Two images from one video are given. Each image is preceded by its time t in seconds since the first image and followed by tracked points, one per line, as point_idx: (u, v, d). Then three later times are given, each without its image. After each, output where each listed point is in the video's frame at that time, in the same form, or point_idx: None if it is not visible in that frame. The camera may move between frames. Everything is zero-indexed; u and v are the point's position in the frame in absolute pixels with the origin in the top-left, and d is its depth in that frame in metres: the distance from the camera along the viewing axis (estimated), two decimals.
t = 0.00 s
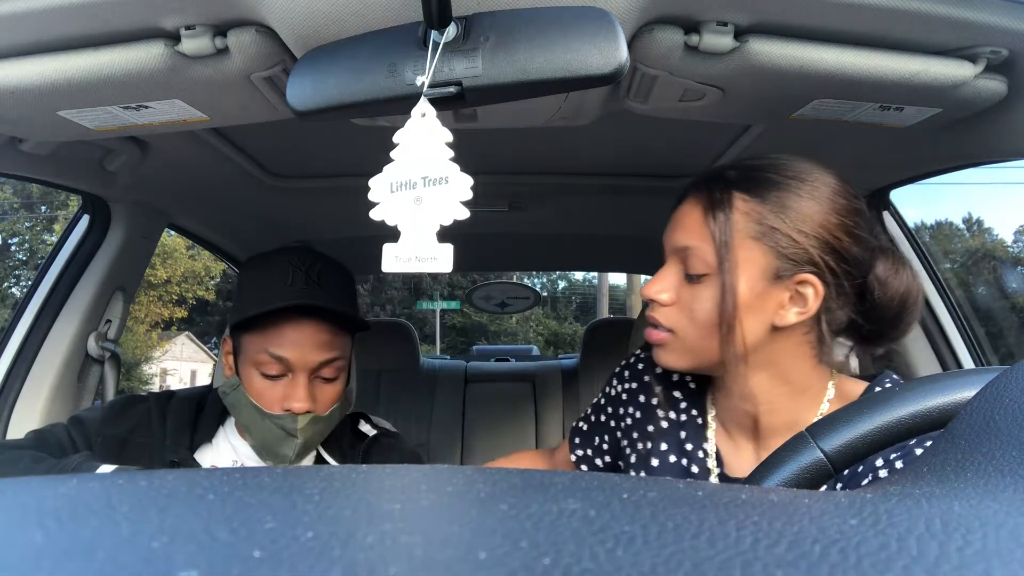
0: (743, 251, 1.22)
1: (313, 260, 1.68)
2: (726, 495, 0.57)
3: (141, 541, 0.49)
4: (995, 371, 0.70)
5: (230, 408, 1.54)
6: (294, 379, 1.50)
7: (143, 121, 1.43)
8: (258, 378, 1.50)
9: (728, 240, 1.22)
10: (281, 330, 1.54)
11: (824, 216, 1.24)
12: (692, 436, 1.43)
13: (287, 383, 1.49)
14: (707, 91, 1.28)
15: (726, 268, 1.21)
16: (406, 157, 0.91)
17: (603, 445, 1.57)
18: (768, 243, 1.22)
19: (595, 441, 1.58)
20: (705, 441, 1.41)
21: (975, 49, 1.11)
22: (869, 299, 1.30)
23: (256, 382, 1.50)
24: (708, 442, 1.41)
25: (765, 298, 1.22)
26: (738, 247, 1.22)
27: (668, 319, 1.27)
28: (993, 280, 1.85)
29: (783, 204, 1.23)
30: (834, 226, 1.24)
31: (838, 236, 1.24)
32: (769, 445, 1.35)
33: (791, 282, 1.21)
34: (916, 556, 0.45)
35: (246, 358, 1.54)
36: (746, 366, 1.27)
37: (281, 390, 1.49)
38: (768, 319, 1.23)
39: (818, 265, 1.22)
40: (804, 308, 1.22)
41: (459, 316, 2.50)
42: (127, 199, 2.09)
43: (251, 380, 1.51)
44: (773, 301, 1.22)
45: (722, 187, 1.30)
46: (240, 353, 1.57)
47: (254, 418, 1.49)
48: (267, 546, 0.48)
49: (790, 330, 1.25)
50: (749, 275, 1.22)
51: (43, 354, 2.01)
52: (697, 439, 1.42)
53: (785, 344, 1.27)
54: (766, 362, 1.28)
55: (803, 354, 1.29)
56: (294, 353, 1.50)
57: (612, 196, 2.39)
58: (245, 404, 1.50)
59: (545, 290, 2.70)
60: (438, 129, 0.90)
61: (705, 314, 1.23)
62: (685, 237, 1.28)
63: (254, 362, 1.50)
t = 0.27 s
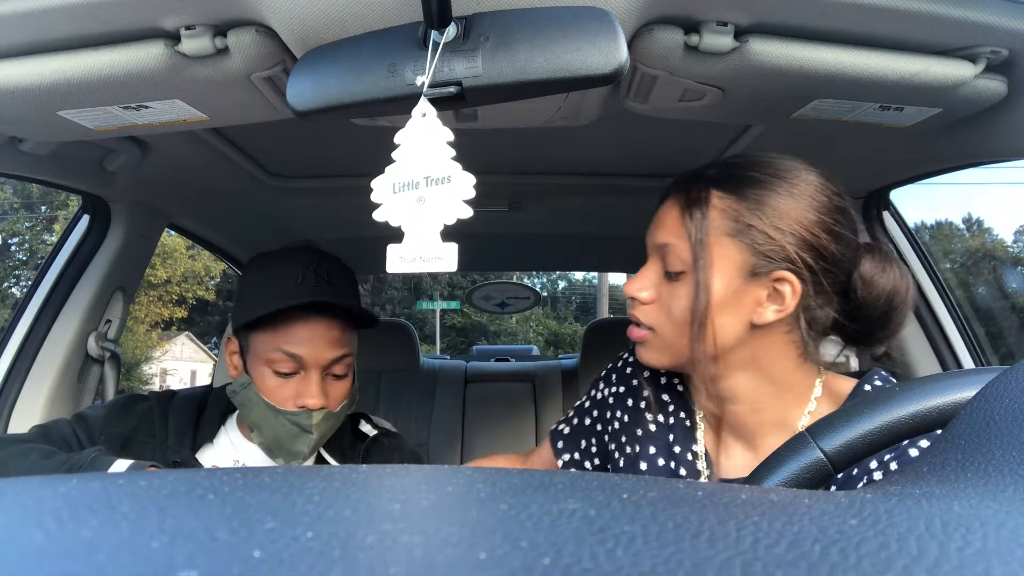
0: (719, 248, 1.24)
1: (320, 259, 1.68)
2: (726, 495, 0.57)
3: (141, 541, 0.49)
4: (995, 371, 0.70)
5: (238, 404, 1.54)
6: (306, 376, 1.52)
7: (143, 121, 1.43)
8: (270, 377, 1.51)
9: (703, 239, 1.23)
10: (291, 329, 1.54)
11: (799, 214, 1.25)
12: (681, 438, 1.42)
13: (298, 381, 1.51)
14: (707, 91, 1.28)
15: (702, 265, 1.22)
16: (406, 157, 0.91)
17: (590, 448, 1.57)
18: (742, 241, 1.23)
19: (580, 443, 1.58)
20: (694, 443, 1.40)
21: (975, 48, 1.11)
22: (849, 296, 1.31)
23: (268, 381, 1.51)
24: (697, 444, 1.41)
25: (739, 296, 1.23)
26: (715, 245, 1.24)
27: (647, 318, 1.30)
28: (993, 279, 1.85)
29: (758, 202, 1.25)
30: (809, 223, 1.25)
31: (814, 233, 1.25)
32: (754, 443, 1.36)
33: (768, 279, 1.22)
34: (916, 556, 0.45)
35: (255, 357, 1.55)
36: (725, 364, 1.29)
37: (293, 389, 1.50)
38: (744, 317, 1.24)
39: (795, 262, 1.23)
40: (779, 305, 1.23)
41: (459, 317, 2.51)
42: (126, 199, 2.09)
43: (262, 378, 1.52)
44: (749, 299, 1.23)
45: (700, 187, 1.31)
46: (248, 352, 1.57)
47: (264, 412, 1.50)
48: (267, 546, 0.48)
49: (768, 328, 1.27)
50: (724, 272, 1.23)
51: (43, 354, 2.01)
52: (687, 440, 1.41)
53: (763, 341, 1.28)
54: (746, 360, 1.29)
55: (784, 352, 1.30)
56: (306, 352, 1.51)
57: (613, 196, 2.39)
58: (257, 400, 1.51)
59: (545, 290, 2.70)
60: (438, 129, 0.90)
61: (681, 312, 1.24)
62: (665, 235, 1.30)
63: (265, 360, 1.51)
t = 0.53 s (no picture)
0: (680, 245, 1.30)
1: (334, 264, 1.72)
2: (726, 495, 0.57)
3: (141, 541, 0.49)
4: (995, 371, 0.70)
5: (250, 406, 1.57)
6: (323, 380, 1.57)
7: (143, 121, 1.43)
8: (288, 380, 1.55)
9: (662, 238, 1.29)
10: (312, 332, 1.58)
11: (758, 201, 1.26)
12: (681, 442, 1.43)
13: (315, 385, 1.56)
14: (707, 91, 1.28)
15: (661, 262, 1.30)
16: (406, 157, 0.91)
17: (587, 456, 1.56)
18: (700, 235, 1.27)
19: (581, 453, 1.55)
20: (694, 445, 1.41)
21: (975, 49, 1.11)
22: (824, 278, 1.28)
23: (284, 383, 1.55)
24: (697, 445, 1.41)
25: (701, 287, 1.26)
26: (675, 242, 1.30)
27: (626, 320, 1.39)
28: (993, 279, 1.85)
29: (715, 197, 1.28)
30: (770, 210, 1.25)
31: (775, 218, 1.25)
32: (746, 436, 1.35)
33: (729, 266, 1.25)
34: (916, 556, 0.45)
35: (270, 359, 1.58)
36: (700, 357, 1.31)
37: (310, 392, 1.55)
38: (709, 307, 1.26)
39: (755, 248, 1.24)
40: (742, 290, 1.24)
41: (459, 317, 2.51)
42: (126, 199, 2.09)
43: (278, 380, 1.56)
44: (712, 289, 1.26)
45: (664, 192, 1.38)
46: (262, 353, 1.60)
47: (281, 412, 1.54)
48: (267, 546, 0.48)
49: (738, 316, 1.27)
50: (684, 267, 1.28)
51: (43, 354, 2.01)
52: (686, 443, 1.42)
53: (738, 330, 1.28)
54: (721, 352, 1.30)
55: (765, 342, 1.30)
56: (326, 356, 1.56)
57: (613, 196, 2.39)
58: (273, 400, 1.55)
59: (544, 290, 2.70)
60: (438, 129, 0.90)
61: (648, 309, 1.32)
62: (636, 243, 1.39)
63: (284, 363, 1.55)
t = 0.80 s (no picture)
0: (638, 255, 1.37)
1: (339, 264, 1.73)
2: (726, 495, 0.57)
3: (141, 541, 0.49)
4: (995, 371, 0.70)
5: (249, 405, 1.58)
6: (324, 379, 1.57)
7: (143, 121, 1.43)
8: (288, 379, 1.55)
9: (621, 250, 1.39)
10: (315, 332, 1.58)
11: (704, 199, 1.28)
12: (682, 439, 1.44)
13: (316, 385, 1.56)
14: (707, 91, 1.28)
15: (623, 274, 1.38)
16: (406, 157, 0.91)
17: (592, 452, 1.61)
18: (654, 242, 1.34)
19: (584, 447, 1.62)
20: (694, 442, 1.42)
21: (975, 49, 1.11)
22: (790, 265, 1.23)
23: (285, 381, 1.55)
24: (697, 444, 1.42)
25: (656, 290, 1.32)
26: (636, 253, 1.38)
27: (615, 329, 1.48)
28: (993, 279, 1.85)
29: (668, 204, 1.34)
30: (721, 206, 1.27)
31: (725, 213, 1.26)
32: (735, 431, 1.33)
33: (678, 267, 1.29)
34: (915, 556, 0.45)
35: (272, 357, 1.59)
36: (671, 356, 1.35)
37: (310, 391, 1.55)
38: (665, 308, 1.32)
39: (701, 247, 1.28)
40: (689, 288, 1.28)
41: (459, 317, 2.51)
42: (126, 199, 2.09)
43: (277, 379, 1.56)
44: (665, 290, 1.32)
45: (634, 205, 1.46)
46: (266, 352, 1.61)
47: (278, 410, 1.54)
48: (267, 546, 0.48)
49: (698, 312, 1.29)
50: (642, 272, 1.35)
51: (43, 353, 2.01)
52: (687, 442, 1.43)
53: (702, 326, 1.30)
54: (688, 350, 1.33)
55: (735, 335, 1.29)
56: (326, 355, 1.56)
57: (613, 196, 2.39)
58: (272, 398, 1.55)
59: (545, 290, 2.69)
60: (439, 129, 0.90)
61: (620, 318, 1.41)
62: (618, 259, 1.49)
63: (285, 362, 1.55)
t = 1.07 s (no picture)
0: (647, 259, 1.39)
1: (339, 262, 1.74)
2: (726, 495, 0.57)
3: (142, 541, 0.49)
4: (994, 372, 0.70)
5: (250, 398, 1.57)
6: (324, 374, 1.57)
7: (143, 121, 1.43)
8: (289, 372, 1.55)
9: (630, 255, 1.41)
10: (316, 326, 1.59)
11: (712, 203, 1.29)
12: (694, 438, 1.45)
13: (315, 379, 1.55)
14: (707, 91, 1.28)
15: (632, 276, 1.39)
16: (406, 157, 0.91)
17: (609, 451, 1.64)
18: (663, 247, 1.36)
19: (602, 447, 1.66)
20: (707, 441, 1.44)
21: (975, 49, 1.11)
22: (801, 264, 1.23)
23: (284, 374, 1.55)
24: (710, 443, 1.43)
25: (666, 294, 1.33)
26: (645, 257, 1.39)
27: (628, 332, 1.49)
28: (993, 279, 1.85)
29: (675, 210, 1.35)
30: (728, 209, 1.27)
31: (732, 216, 1.27)
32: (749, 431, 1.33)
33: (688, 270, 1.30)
34: (915, 556, 0.45)
35: (273, 352, 1.58)
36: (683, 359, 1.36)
37: (310, 385, 1.55)
38: (675, 312, 1.33)
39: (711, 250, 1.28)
40: (700, 292, 1.28)
41: (459, 317, 2.50)
42: (126, 199, 2.09)
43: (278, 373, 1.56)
44: (675, 294, 1.32)
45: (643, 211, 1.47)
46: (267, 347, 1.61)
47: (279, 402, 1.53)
48: (267, 546, 0.48)
49: (708, 315, 1.30)
50: (652, 277, 1.37)
51: (43, 353, 2.01)
52: (698, 441, 1.45)
53: (714, 329, 1.30)
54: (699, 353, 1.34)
55: (748, 336, 1.30)
56: (328, 349, 1.57)
57: (613, 196, 2.39)
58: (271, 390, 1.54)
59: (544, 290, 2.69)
60: (439, 129, 0.90)
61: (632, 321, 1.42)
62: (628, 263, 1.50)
63: (286, 355, 1.55)
